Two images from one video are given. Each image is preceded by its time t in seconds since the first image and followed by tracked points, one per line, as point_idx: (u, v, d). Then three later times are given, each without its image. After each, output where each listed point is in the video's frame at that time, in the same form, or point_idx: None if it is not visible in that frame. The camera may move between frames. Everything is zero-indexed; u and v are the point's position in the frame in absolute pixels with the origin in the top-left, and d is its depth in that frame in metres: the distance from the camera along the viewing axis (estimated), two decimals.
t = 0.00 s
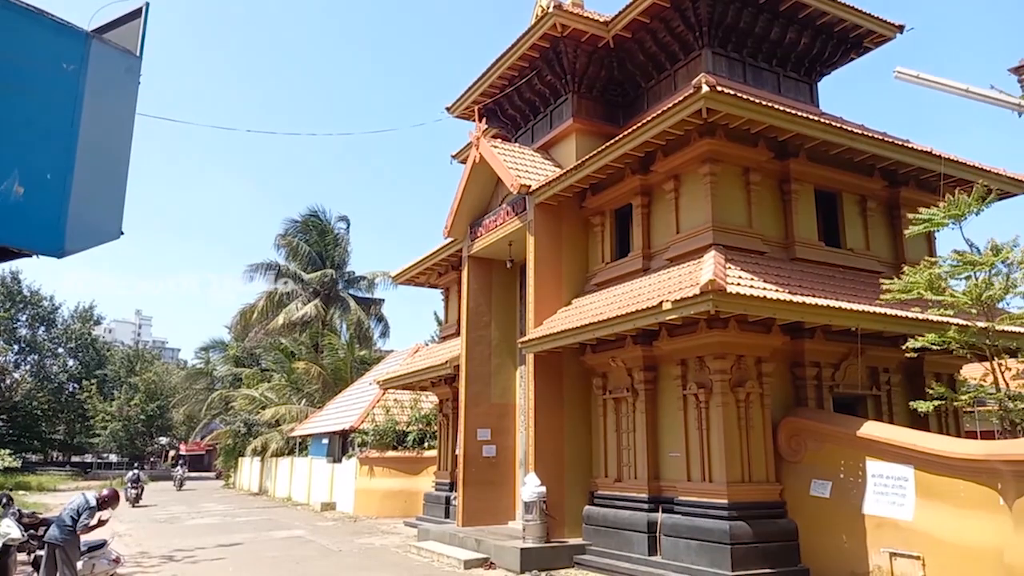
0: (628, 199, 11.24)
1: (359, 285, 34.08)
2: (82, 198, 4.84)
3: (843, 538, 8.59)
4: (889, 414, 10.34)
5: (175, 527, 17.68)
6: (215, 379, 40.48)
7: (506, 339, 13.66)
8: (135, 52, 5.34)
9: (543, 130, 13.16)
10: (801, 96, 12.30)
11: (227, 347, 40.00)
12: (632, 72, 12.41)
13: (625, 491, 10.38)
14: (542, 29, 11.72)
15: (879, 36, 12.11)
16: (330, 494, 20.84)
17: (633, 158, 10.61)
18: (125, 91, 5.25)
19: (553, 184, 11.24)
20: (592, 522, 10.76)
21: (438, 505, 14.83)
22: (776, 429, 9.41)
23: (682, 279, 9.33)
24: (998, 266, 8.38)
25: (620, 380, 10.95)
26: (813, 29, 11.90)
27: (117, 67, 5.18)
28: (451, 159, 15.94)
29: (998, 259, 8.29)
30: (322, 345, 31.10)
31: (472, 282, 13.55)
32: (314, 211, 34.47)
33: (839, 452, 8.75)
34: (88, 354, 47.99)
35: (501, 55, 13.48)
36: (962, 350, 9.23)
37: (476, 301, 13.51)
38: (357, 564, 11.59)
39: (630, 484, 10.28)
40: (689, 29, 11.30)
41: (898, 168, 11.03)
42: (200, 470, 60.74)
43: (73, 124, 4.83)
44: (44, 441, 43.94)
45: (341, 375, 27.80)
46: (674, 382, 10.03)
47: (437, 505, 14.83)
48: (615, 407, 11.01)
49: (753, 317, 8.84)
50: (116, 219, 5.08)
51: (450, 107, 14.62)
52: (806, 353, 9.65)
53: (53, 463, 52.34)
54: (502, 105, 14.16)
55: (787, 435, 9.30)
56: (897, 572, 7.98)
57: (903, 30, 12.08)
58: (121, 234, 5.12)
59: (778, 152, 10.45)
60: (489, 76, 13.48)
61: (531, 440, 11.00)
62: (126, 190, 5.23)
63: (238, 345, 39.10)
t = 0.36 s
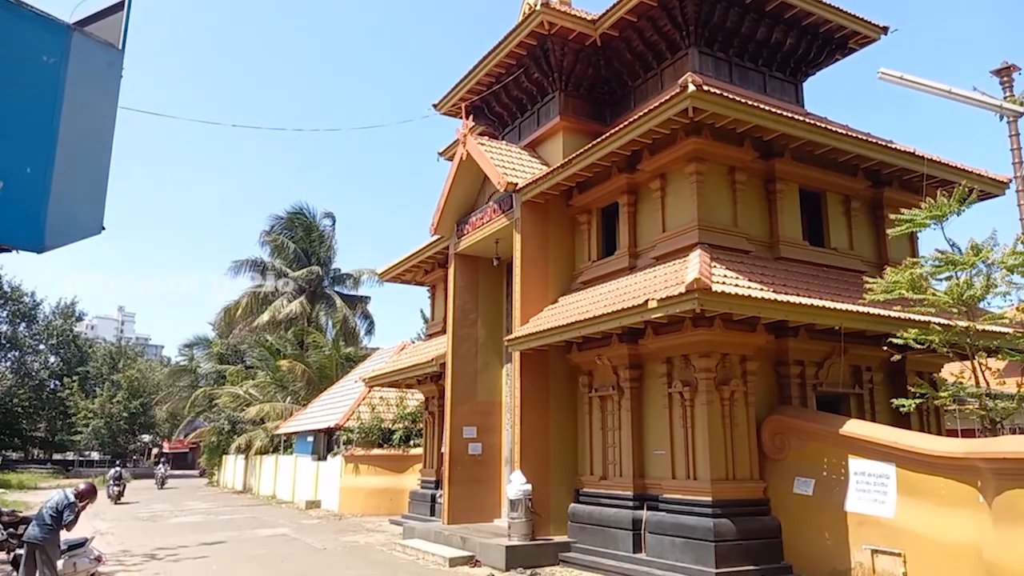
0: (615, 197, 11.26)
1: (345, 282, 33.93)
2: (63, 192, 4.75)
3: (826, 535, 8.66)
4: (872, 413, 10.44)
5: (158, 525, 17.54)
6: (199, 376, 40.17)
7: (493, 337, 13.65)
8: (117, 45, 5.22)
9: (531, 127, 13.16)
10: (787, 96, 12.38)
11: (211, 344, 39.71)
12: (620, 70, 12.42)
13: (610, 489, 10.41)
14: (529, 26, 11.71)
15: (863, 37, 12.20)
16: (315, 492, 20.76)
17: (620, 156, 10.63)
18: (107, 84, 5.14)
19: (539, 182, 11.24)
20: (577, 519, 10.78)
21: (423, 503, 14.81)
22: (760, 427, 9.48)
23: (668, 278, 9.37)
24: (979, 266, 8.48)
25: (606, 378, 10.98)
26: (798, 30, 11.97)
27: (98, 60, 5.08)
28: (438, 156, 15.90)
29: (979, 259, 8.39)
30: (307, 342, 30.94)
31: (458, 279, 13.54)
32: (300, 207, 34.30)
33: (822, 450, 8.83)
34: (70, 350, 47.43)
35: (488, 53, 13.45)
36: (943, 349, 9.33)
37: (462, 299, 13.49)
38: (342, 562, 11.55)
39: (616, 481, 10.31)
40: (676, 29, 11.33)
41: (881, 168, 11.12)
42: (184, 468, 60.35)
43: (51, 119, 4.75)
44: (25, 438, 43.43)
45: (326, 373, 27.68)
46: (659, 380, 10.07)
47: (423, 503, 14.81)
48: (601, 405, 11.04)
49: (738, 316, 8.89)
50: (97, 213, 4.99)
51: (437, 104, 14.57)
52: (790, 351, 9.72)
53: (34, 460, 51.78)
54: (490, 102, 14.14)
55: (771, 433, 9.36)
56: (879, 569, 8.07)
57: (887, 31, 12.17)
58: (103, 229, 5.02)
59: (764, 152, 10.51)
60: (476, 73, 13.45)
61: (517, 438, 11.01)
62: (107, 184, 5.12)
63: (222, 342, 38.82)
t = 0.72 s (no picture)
0: (601, 195, 11.28)
1: (329, 278, 33.75)
2: (42, 185, 4.54)
3: (807, 530, 8.75)
4: (852, 409, 10.56)
5: (139, 521, 17.38)
6: (180, 372, 39.82)
7: (478, 334, 13.65)
8: (98, 37, 5.00)
9: (517, 124, 13.15)
10: (771, 95, 12.45)
11: (193, 340, 39.37)
12: (606, 68, 12.44)
13: (594, 485, 10.45)
14: (516, 23, 11.71)
15: (847, 37, 12.30)
16: (298, 488, 20.66)
17: (606, 154, 10.65)
18: (87, 74, 4.90)
19: (525, 178, 11.24)
20: (561, 515, 10.81)
21: (407, 499, 14.79)
22: (742, 424, 9.55)
23: (652, 275, 9.41)
24: (958, 265, 8.59)
25: (590, 375, 11.02)
26: (783, 30, 12.06)
27: (78, 51, 4.85)
28: (424, 152, 15.85)
29: (958, 258, 8.50)
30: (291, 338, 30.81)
31: (443, 275, 13.51)
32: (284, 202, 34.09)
33: (803, 446, 8.92)
34: (49, 345, 46.87)
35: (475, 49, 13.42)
36: (922, 346, 9.45)
37: (447, 295, 13.46)
38: (325, 558, 11.50)
39: (599, 477, 10.35)
40: (662, 27, 11.36)
41: (864, 168, 11.22)
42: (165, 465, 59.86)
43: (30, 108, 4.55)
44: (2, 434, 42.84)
45: (310, 369, 27.51)
46: (643, 376, 10.12)
47: (406, 499, 14.78)
48: (585, 402, 11.08)
49: (722, 313, 8.95)
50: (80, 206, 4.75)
51: (422, 100, 14.52)
52: (773, 349, 9.80)
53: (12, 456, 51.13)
54: (476, 98, 14.11)
55: (753, 429, 9.44)
56: (858, 564, 8.16)
57: (870, 32, 12.28)
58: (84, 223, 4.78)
59: (748, 151, 10.57)
60: (463, 69, 13.42)
61: (501, 434, 11.02)
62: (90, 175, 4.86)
63: (204, 338, 38.51)
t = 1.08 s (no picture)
0: (583, 191, 11.30)
1: (310, 273, 33.50)
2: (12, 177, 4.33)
3: (784, 525, 8.86)
4: (829, 405, 10.68)
5: (113, 518, 17.15)
6: (157, 367, 39.36)
7: (459, 330, 13.62)
8: (72, 25, 4.89)
9: (499, 119, 13.13)
10: (752, 93, 12.54)
11: (170, 334, 38.91)
12: (588, 65, 12.45)
13: (574, 480, 10.49)
14: (499, 18, 11.68)
15: (827, 37, 12.41)
16: (276, 484, 20.51)
17: (588, 150, 10.67)
18: (62, 64, 4.73)
19: (507, 174, 11.22)
20: (541, 511, 10.84)
21: (387, 496, 14.74)
22: (721, 420, 9.63)
23: (633, 271, 9.44)
24: (933, 264, 8.71)
25: (571, 370, 11.05)
26: (764, 29, 12.14)
27: (52, 39, 4.68)
28: (406, 146, 15.77)
29: (934, 256, 8.62)
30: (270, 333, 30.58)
31: (425, 271, 13.47)
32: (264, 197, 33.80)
33: (781, 442, 9.01)
34: (23, 339, 46.11)
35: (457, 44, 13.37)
36: (898, 343, 9.59)
37: (428, 290, 13.42)
38: (303, 554, 11.43)
39: (579, 473, 10.39)
40: (645, 24, 11.39)
41: (842, 167, 11.34)
42: (141, 460, 59.21)
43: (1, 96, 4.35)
44: None
45: (290, 364, 27.26)
46: (623, 372, 10.17)
47: (386, 495, 14.74)
48: (566, 398, 11.11)
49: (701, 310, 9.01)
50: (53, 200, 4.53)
51: (404, 94, 14.44)
52: (751, 345, 9.89)
53: None
54: (458, 93, 14.07)
55: (731, 425, 9.53)
56: (834, 558, 8.27)
57: (850, 32, 12.40)
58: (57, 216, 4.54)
59: (729, 149, 10.63)
60: (445, 64, 13.36)
61: (482, 430, 11.02)
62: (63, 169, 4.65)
63: (182, 332, 38.09)
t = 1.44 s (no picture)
0: (559, 188, 11.31)
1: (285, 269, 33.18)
2: None
3: (756, 520, 8.96)
4: (801, 401, 10.83)
5: (81, 518, 16.85)
6: (128, 363, 38.76)
7: (434, 326, 13.58)
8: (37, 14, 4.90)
9: (476, 115, 13.09)
10: (727, 92, 12.64)
11: (141, 331, 38.32)
12: (565, 62, 12.46)
13: (549, 477, 10.51)
14: (475, 13, 11.63)
15: (800, 37, 12.55)
16: (249, 482, 20.30)
17: (564, 147, 10.67)
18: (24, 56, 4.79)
19: (484, 170, 11.19)
20: (516, 507, 10.85)
21: (361, 493, 14.65)
22: (695, 416, 9.71)
23: (609, 269, 9.47)
24: (903, 262, 8.85)
25: (547, 367, 11.07)
26: (739, 28, 12.24)
27: (14, 29, 4.75)
28: (381, 142, 15.66)
29: (903, 255, 8.77)
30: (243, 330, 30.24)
31: (400, 267, 13.39)
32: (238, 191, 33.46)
33: (754, 438, 9.12)
34: None
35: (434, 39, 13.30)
36: (868, 340, 9.75)
37: (404, 287, 13.34)
38: (276, 553, 11.31)
39: (554, 469, 10.42)
40: (621, 22, 11.42)
41: (815, 166, 11.48)
42: (111, 459, 58.30)
43: None
44: None
45: (263, 361, 26.92)
46: (599, 369, 10.21)
47: (361, 493, 14.66)
48: (541, 395, 11.13)
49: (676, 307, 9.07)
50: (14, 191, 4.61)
51: (380, 89, 14.34)
52: (725, 342, 9.98)
53: None
54: (435, 89, 14.00)
55: (705, 421, 9.61)
56: (804, 552, 8.39)
57: (823, 33, 12.55)
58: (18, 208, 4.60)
59: (704, 147, 10.70)
60: (421, 59, 13.28)
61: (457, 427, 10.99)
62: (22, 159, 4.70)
63: (152, 329, 37.53)
